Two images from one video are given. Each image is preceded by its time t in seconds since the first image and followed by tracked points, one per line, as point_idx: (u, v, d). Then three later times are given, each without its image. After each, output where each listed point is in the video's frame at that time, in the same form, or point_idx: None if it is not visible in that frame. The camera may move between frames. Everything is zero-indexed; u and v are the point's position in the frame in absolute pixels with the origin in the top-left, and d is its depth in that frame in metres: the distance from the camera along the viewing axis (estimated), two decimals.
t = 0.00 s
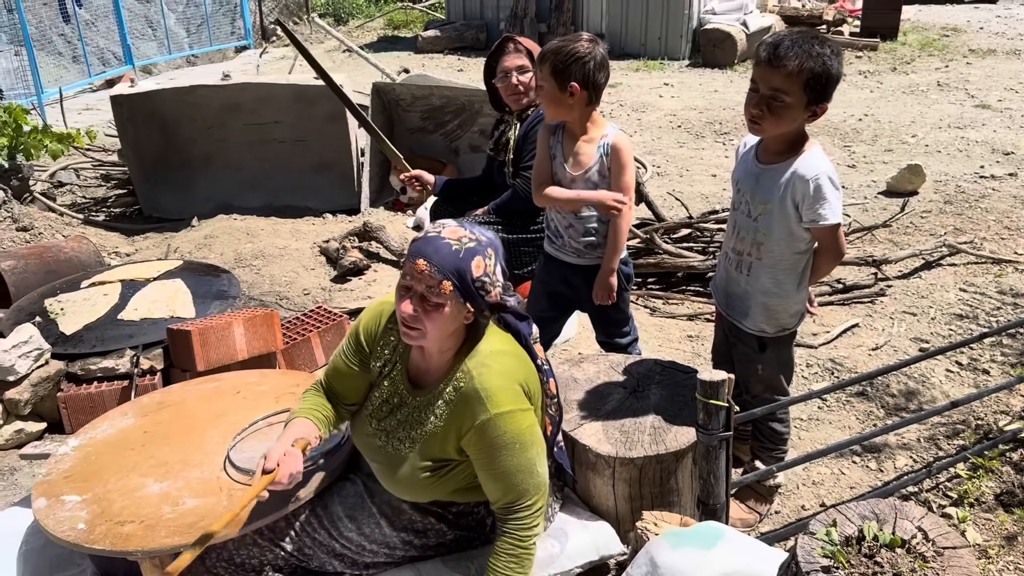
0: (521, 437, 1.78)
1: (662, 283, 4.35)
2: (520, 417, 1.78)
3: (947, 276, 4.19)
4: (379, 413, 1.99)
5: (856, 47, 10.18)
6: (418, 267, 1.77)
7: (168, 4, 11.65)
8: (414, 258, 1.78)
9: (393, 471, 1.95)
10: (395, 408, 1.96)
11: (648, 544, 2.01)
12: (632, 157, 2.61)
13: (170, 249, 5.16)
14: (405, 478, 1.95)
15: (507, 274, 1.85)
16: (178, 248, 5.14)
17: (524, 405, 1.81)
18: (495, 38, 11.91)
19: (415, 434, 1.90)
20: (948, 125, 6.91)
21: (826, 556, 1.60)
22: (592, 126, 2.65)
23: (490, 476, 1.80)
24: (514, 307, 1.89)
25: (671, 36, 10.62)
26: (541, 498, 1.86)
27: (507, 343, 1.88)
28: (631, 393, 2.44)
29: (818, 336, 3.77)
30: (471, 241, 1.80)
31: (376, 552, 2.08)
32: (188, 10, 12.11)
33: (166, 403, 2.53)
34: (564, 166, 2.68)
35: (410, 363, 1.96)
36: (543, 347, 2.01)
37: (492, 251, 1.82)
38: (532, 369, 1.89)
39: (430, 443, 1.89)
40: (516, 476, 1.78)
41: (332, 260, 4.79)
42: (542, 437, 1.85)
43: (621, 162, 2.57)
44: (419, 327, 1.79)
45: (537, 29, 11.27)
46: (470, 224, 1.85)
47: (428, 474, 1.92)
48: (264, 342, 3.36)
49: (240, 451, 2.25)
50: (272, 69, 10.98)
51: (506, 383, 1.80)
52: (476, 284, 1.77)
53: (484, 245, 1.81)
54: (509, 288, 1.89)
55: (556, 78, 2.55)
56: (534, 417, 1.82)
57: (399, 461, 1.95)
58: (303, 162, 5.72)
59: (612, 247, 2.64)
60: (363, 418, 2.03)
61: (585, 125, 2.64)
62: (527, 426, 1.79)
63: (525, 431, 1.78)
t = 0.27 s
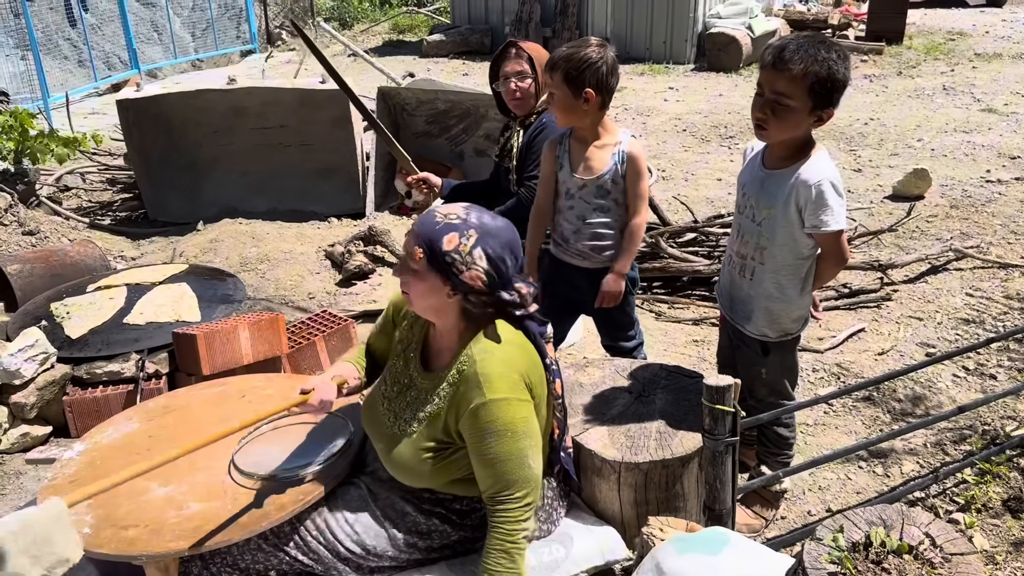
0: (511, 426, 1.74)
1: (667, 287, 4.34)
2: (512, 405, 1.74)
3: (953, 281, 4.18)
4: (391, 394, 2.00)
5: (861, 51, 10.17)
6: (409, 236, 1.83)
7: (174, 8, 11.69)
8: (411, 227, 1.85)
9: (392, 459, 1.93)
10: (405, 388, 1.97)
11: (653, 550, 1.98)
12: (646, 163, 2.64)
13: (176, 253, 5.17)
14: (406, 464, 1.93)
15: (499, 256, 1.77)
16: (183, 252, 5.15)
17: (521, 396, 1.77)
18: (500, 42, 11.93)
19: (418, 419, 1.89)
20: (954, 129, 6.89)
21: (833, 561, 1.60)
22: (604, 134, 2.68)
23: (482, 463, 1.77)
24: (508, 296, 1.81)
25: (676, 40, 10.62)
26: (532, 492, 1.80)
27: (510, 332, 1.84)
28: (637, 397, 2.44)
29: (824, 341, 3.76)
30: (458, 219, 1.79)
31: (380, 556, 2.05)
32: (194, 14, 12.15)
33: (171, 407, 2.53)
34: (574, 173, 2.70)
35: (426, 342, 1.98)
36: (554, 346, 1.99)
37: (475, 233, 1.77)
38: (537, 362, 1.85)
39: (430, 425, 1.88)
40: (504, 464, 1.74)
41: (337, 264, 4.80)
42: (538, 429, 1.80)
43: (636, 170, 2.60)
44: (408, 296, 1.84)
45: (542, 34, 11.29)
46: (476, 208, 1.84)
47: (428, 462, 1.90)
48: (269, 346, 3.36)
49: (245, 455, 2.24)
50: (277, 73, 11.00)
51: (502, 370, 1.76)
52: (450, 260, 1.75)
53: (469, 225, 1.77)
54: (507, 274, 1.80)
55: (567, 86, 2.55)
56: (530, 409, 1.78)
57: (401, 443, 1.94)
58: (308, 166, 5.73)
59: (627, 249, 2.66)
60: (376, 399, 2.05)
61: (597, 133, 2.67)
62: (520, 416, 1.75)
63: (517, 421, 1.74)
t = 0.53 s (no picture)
0: (497, 407, 1.71)
1: (669, 292, 4.34)
2: (497, 386, 1.72)
3: (956, 284, 4.18)
4: (400, 376, 2.07)
5: (863, 55, 10.18)
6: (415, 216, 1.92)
7: (176, 14, 11.72)
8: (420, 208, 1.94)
9: (388, 440, 1.99)
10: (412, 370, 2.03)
11: (657, 555, 1.98)
12: (649, 171, 2.65)
13: (178, 259, 5.18)
14: (403, 444, 1.98)
15: (466, 247, 1.78)
16: (186, 258, 5.16)
17: (508, 379, 1.75)
18: (501, 47, 11.95)
19: (412, 399, 1.97)
20: (956, 132, 6.90)
21: (836, 567, 1.61)
22: (605, 140, 2.69)
23: (469, 444, 1.75)
24: (477, 288, 1.82)
25: (677, 45, 10.63)
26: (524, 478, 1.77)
27: (496, 326, 1.83)
28: (639, 402, 2.44)
29: (826, 345, 3.76)
30: (441, 205, 1.82)
31: (381, 561, 2.05)
32: (196, 20, 12.18)
33: (173, 413, 2.53)
34: (573, 178, 2.70)
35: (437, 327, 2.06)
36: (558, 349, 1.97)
37: (446, 219, 1.78)
38: (527, 351, 1.84)
39: (426, 404, 1.92)
40: (492, 446, 1.72)
41: (339, 269, 4.80)
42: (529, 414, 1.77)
43: (640, 174, 2.63)
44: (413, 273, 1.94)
45: (543, 39, 11.32)
46: (469, 199, 1.85)
47: (419, 441, 1.95)
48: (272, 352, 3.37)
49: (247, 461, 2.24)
50: (279, 79, 11.03)
51: (487, 354, 1.75)
52: (423, 241, 1.81)
53: (445, 212, 1.80)
54: (477, 267, 1.80)
55: (573, 91, 2.56)
56: (518, 392, 1.75)
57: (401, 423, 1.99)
58: (311, 172, 5.74)
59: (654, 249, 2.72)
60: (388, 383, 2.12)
61: (598, 139, 2.69)
62: (506, 397, 1.73)
63: (503, 402, 1.72)
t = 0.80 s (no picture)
0: (478, 388, 1.72)
1: (668, 296, 4.33)
2: (479, 367, 1.73)
3: (954, 287, 4.18)
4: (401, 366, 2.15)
5: (860, 58, 10.19)
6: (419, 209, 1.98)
7: (174, 21, 11.75)
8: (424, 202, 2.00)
9: (381, 423, 2.07)
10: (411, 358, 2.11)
11: (657, 560, 1.98)
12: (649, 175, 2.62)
13: (177, 267, 5.18)
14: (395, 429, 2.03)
15: (462, 240, 1.83)
16: (184, 265, 5.15)
17: (491, 364, 1.76)
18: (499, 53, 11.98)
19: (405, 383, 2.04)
20: (953, 135, 6.91)
21: (836, 571, 1.61)
22: (604, 147, 2.69)
23: (452, 427, 1.76)
24: (470, 280, 1.86)
25: (674, 49, 10.65)
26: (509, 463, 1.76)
27: (484, 314, 1.84)
28: (638, 407, 2.43)
29: (825, 348, 3.76)
30: (441, 199, 1.88)
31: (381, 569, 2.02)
32: (194, 27, 12.20)
33: (172, 421, 2.53)
34: (571, 184, 2.71)
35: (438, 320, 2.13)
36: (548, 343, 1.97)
37: (445, 212, 1.84)
38: (516, 340, 1.85)
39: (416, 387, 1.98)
40: (473, 427, 1.72)
41: (338, 275, 4.80)
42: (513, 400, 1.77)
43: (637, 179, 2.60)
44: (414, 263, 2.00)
45: (541, 44, 11.36)
46: (469, 194, 1.91)
47: (408, 423, 2.02)
48: (270, 358, 3.36)
49: (246, 469, 2.24)
50: (277, 86, 11.04)
51: (471, 338, 1.77)
52: (421, 233, 1.86)
53: (444, 205, 1.85)
54: (472, 260, 1.85)
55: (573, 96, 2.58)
56: (501, 377, 1.76)
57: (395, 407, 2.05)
58: (309, 178, 5.75)
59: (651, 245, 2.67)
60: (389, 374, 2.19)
61: (598, 144, 2.69)
62: (489, 379, 1.74)
63: (486, 384, 1.73)
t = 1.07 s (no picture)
0: (455, 369, 1.79)
1: (663, 299, 4.34)
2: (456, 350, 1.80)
3: (948, 288, 4.19)
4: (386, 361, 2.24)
5: (853, 60, 10.23)
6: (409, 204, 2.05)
7: (168, 28, 11.74)
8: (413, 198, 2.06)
9: (366, 414, 2.16)
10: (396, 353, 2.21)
11: (653, 563, 1.98)
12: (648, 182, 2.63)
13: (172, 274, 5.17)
14: (378, 419, 2.12)
15: (445, 235, 1.89)
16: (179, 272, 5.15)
17: (465, 348, 1.82)
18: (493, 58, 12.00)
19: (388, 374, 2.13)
20: (946, 136, 6.93)
21: (830, 572, 1.62)
22: (599, 150, 2.68)
23: (428, 409, 1.82)
24: (451, 274, 1.93)
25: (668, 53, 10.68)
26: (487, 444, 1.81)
27: (462, 303, 1.92)
28: (633, 410, 2.44)
29: (819, 350, 3.76)
30: (428, 196, 1.95)
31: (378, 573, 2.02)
32: (188, 34, 12.20)
33: (168, 428, 2.52)
34: (566, 187, 2.71)
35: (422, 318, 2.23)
36: (525, 334, 2.04)
37: (431, 208, 1.90)
38: (494, 328, 1.94)
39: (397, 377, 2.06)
40: (449, 409, 1.78)
41: (333, 281, 4.80)
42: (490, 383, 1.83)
43: (637, 187, 2.60)
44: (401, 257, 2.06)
45: (534, 49, 11.41)
46: (455, 193, 1.97)
47: (388, 411, 2.10)
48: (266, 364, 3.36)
49: (242, 475, 2.23)
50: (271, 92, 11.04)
51: (448, 324, 1.85)
52: (406, 226, 1.92)
53: (431, 201, 1.92)
54: (453, 255, 1.92)
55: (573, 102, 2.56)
56: (476, 360, 1.82)
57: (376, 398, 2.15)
58: (303, 184, 5.75)
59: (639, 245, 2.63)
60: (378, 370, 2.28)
61: (593, 148, 2.67)
62: (466, 361, 1.80)
63: (461, 366, 1.80)
